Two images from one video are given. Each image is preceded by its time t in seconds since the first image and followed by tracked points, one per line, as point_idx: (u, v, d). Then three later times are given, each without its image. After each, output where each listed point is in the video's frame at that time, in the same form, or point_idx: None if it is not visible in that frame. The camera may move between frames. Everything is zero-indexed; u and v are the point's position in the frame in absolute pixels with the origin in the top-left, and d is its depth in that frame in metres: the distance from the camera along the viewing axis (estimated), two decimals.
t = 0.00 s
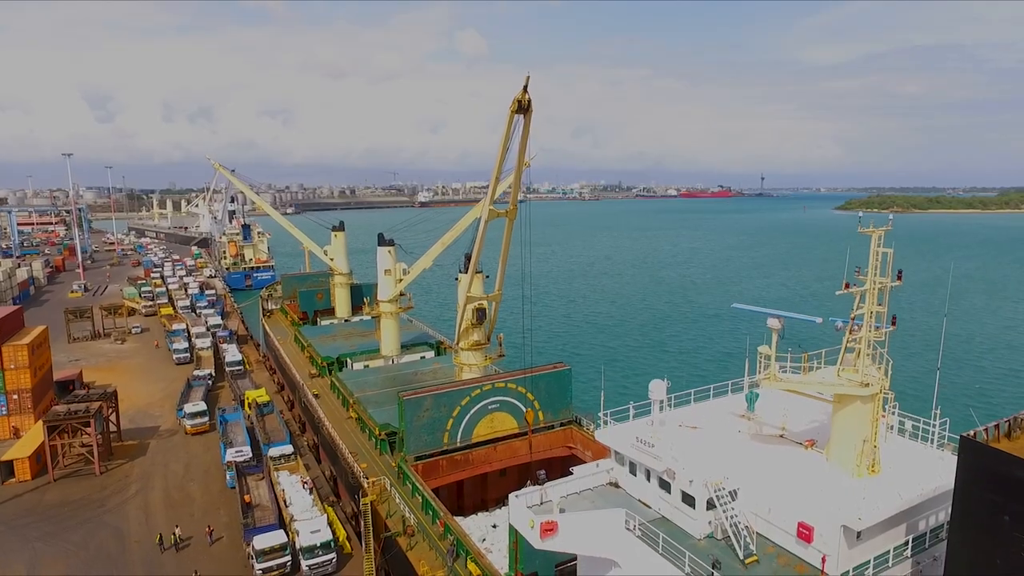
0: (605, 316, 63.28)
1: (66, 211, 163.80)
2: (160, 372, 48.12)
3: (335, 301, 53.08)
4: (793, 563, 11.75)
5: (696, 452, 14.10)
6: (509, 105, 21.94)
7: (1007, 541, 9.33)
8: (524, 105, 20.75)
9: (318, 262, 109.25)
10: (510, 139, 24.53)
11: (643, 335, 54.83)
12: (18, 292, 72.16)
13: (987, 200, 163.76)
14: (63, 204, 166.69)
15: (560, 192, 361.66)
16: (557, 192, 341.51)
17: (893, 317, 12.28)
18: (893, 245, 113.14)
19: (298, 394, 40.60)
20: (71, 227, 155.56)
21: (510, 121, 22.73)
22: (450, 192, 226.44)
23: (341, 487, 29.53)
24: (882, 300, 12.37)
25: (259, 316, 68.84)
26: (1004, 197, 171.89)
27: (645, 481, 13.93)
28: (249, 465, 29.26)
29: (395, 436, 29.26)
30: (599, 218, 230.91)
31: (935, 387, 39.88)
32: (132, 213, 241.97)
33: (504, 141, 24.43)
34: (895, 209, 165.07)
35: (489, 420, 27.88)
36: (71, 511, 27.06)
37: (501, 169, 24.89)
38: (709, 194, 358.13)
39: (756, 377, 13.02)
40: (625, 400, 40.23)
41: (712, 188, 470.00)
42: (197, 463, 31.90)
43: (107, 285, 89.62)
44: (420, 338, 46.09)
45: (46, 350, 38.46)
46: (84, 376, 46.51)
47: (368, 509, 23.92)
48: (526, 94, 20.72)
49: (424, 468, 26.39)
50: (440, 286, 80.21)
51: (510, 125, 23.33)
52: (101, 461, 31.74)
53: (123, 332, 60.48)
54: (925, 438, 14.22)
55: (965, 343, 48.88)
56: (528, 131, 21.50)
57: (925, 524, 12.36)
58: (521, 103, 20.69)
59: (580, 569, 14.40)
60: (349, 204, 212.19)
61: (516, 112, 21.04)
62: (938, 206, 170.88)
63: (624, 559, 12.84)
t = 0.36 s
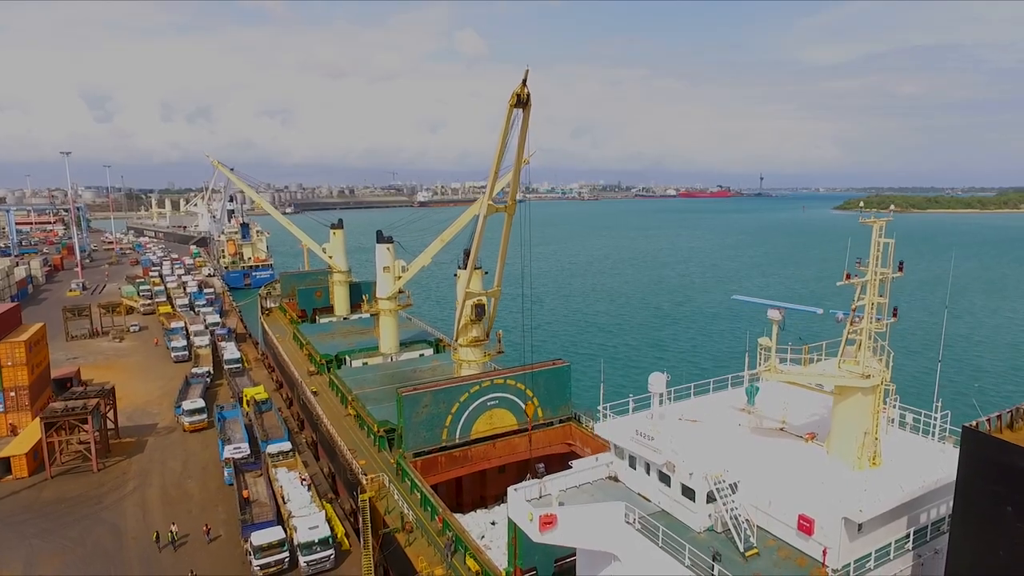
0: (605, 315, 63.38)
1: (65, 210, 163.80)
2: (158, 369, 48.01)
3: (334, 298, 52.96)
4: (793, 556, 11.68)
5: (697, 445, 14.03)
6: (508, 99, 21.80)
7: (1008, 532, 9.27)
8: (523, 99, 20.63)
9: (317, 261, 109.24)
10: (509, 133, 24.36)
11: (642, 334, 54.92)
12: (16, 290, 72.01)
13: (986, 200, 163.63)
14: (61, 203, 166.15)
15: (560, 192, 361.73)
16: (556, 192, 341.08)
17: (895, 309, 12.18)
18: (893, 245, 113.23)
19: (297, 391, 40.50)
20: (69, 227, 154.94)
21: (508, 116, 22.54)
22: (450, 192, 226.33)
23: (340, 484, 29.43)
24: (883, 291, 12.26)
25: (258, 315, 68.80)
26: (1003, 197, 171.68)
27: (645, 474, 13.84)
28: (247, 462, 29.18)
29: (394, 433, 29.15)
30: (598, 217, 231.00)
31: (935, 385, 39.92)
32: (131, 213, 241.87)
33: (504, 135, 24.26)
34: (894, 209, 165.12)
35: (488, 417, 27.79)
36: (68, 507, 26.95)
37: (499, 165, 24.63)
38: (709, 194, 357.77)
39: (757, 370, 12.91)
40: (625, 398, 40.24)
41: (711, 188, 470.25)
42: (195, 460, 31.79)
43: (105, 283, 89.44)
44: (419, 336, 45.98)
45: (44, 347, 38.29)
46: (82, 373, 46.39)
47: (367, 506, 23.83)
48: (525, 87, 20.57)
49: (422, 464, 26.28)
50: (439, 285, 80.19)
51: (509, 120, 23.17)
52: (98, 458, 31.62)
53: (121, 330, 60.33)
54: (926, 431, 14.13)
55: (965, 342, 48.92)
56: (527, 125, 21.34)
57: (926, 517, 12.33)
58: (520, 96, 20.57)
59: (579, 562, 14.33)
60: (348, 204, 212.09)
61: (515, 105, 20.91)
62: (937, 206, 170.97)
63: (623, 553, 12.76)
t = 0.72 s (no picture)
0: (604, 313, 63.43)
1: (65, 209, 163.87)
2: (157, 367, 47.91)
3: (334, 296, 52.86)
4: (795, 546, 11.63)
5: (698, 435, 13.96)
6: (508, 92, 21.70)
7: (1011, 518, 9.21)
8: (522, 91, 20.54)
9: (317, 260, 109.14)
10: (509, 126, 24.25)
11: (642, 332, 54.99)
12: (14, 288, 71.89)
13: (986, 200, 163.28)
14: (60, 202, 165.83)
15: (559, 192, 361.71)
16: (556, 191, 340.73)
17: (897, 299, 12.13)
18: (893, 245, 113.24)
19: (296, 388, 40.41)
20: (68, 226, 154.58)
21: (507, 108, 22.40)
22: (450, 192, 226.17)
23: (339, 480, 29.35)
24: (885, 280, 12.21)
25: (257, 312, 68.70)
26: (1003, 197, 171.87)
27: (645, 465, 13.77)
28: (246, 458, 29.11)
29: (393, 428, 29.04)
30: (597, 217, 230.89)
31: (936, 383, 39.90)
32: (131, 212, 241.79)
33: (503, 129, 24.17)
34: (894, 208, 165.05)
35: (487, 412, 27.71)
36: (66, 503, 26.87)
37: (498, 159, 24.47)
38: (708, 194, 357.69)
39: (757, 359, 12.86)
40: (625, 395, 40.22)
41: (710, 188, 470.34)
42: (194, 457, 31.69)
43: (104, 282, 89.33)
44: (419, 333, 45.89)
45: (42, 344, 38.17)
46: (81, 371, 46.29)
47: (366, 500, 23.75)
48: (525, 80, 20.48)
49: (421, 459, 26.16)
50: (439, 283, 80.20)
51: (509, 113, 23.08)
52: (97, 454, 31.51)
53: (120, 328, 60.24)
54: (928, 422, 14.04)
55: (965, 341, 48.91)
56: (527, 118, 21.24)
57: (929, 506, 12.28)
58: (520, 89, 20.48)
59: (579, 554, 14.24)
60: (347, 203, 211.99)
61: (515, 98, 20.82)
62: (937, 206, 170.86)
63: (625, 543, 12.69)
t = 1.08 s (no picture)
0: (605, 312, 63.53)
1: (65, 208, 163.87)
2: (157, 363, 47.91)
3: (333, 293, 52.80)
4: (797, 532, 11.62)
5: (699, 424, 13.93)
6: (509, 85, 21.67)
7: (1013, 500, 9.21)
8: (523, 83, 20.49)
9: (316, 258, 109.09)
10: (509, 119, 24.19)
11: (642, 331, 55.15)
12: (14, 287, 71.85)
13: (987, 200, 162.99)
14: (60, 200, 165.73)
15: (559, 192, 361.61)
16: (556, 191, 340.55)
17: (899, 286, 12.08)
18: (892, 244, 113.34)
19: (296, 384, 40.40)
20: (68, 226, 154.45)
21: (508, 101, 22.39)
22: (449, 192, 226.14)
23: (339, 474, 29.36)
24: (888, 267, 12.17)
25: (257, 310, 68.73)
26: (1003, 197, 171.91)
27: (646, 454, 13.74)
28: (246, 452, 29.11)
29: (393, 423, 29.01)
30: (597, 217, 230.85)
31: (936, 381, 40.00)
32: (130, 211, 241.55)
33: (503, 121, 24.09)
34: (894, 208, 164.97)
35: (487, 407, 27.68)
36: (66, 497, 26.86)
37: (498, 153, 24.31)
38: (708, 194, 357.77)
39: (760, 346, 12.80)
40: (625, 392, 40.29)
41: (710, 189, 470.41)
42: (194, 452, 31.67)
43: (105, 280, 89.28)
44: (419, 330, 45.82)
45: (42, 339, 38.14)
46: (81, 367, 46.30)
47: (366, 494, 23.72)
48: (526, 72, 20.45)
49: (422, 454, 26.12)
50: (439, 281, 80.24)
51: (510, 105, 23.00)
52: (97, 449, 31.48)
53: (120, 325, 60.22)
54: (930, 411, 13.95)
55: (965, 340, 48.99)
56: (528, 110, 21.21)
57: (931, 494, 12.27)
58: (521, 81, 20.44)
59: (580, 543, 14.22)
60: (347, 203, 212.00)
61: (516, 90, 20.78)
62: (937, 205, 170.87)
63: (626, 531, 12.67)
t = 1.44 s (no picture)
0: (604, 311, 63.70)
1: (64, 207, 163.50)
2: (156, 360, 47.89)
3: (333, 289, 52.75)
4: (798, 518, 11.64)
5: (700, 412, 13.93)
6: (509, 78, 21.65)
7: (1013, 482, 9.23)
8: (523, 75, 20.48)
9: (316, 257, 109.04)
10: (509, 112, 24.15)
11: (642, 330, 55.33)
12: (13, 285, 71.73)
13: (986, 200, 163.32)
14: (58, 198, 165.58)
15: (559, 192, 361.56)
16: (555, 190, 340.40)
17: (899, 273, 12.11)
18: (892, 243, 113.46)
19: (295, 380, 40.40)
20: (67, 225, 154.16)
21: (508, 94, 22.36)
22: (449, 191, 226.03)
23: (339, 469, 29.39)
24: (888, 253, 12.19)
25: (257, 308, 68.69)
26: (1002, 197, 172.06)
27: (647, 442, 13.74)
28: (246, 446, 29.10)
29: (393, 417, 29.00)
30: (597, 216, 230.77)
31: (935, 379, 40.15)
32: (130, 211, 241.12)
33: (503, 114, 24.06)
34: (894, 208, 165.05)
35: (487, 401, 27.67)
36: (66, 491, 26.85)
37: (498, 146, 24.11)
38: (708, 194, 357.82)
39: (760, 333, 12.79)
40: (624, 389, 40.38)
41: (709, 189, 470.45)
42: (194, 446, 31.66)
43: (104, 279, 89.08)
44: (419, 326, 45.81)
45: (42, 335, 38.09)
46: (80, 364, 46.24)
47: (366, 488, 23.72)
48: (526, 63, 20.44)
49: (422, 447, 26.14)
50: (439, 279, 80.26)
51: (509, 98, 22.97)
52: (97, 444, 31.47)
53: (120, 322, 60.20)
54: (930, 399, 13.94)
55: (964, 338, 49.15)
56: (528, 103, 21.19)
57: (931, 480, 12.31)
58: (521, 73, 20.43)
59: (580, 531, 14.24)
60: (347, 202, 211.86)
61: (516, 82, 20.76)
62: (936, 205, 170.98)
63: (627, 518, 12.68)
